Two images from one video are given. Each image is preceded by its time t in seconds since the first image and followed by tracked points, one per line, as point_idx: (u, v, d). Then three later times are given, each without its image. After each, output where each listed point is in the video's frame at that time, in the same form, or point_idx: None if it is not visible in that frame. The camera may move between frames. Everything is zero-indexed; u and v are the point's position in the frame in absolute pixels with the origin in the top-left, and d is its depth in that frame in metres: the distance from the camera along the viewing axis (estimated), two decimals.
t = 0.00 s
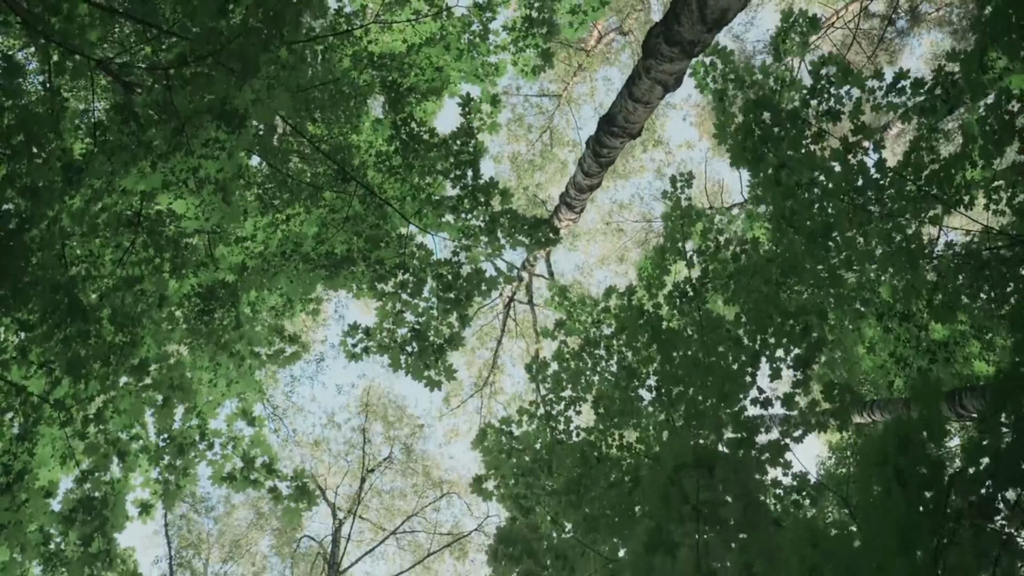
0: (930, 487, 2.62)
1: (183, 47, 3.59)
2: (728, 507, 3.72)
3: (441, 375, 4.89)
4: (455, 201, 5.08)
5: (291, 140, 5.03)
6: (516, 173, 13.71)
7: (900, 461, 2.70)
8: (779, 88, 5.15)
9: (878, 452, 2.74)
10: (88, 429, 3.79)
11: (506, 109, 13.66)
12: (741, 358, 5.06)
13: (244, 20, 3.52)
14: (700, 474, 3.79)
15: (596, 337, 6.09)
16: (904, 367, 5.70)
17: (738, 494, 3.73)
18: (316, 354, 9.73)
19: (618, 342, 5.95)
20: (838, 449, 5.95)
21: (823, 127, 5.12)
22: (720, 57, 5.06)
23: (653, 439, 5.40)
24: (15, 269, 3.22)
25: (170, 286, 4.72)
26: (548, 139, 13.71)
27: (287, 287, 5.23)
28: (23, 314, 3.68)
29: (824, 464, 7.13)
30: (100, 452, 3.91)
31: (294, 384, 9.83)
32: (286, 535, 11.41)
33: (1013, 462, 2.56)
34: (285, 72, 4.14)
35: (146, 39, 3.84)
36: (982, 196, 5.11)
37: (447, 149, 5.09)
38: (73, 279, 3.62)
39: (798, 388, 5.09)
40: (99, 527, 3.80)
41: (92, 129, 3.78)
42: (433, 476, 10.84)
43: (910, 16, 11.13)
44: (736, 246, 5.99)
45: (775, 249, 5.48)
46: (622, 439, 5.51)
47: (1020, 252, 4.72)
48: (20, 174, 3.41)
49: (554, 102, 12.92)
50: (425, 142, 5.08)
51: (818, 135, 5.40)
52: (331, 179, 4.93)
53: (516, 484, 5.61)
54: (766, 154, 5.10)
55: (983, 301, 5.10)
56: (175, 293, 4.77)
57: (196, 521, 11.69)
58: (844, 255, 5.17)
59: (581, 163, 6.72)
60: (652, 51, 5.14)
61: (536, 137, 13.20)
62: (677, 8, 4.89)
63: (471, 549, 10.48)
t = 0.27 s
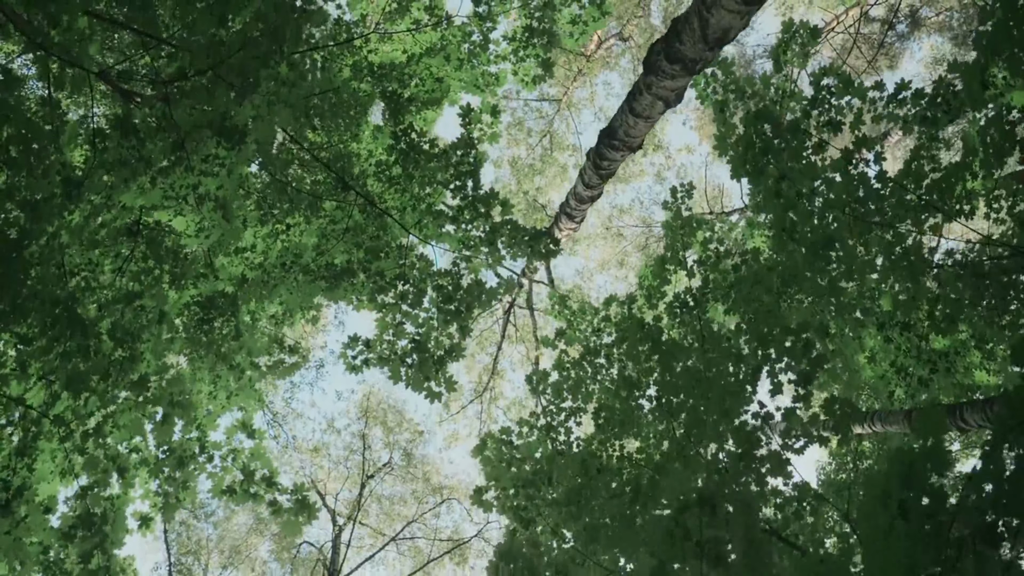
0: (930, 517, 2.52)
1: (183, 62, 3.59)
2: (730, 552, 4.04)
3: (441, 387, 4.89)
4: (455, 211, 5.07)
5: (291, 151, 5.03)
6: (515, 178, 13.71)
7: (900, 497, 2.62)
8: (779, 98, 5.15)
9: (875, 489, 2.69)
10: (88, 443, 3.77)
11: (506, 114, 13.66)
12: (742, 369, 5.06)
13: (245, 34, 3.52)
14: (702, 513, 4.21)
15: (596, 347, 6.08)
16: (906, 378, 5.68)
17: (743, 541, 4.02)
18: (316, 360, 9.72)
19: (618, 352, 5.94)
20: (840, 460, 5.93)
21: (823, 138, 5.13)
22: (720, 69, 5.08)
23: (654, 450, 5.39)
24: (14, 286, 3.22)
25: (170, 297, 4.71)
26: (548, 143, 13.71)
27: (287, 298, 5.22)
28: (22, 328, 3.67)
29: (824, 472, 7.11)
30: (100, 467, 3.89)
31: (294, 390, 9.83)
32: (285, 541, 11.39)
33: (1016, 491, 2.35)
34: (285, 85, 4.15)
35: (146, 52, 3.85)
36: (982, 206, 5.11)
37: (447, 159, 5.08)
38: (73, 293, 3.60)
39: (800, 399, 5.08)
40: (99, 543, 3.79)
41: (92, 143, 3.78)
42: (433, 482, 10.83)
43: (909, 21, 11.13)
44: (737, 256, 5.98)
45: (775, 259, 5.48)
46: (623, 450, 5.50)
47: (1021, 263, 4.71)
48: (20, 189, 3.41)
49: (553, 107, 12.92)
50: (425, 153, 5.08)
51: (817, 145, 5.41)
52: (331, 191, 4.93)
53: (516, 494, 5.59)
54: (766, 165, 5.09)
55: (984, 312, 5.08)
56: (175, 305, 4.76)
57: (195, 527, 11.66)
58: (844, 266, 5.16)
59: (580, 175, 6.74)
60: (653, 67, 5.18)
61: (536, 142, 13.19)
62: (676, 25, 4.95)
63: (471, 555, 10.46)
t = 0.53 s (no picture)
0: (935, 549, 2.23)
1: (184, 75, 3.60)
2: None
3: (440, 397, 4.87)
4: (455, 221, 5.06)
5: (291, 161, 5.03)
6: (515, 182, 13.70)
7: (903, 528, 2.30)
8: (780, 108, 5.15)
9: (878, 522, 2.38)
10: (87, 458, 3.77)
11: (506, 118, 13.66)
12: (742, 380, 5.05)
13: (246, 47, 3.52)
14: (704, 549, 4.04)
15: (596, 355, 6.06)
16: (907, 388, 5.66)
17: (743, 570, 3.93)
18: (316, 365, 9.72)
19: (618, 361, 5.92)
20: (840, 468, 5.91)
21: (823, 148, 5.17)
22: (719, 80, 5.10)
23: (654, 460, 5.37)
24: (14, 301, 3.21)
25: (169, 308, 4.70)
26: (548, 147, 13.70)
27: (287, 309, 5.22)
28: (21, 342, 3.66)
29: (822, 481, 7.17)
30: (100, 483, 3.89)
31: (294, 396, 9.82)
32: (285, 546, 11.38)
33: None
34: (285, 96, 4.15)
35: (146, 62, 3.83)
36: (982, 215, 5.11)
37: (447, 168, 5.08)
38: (73, 307, 3.60)
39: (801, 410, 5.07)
40: (98, 557, 3.78)
41: (91, 154, 3.77)
42: (433, 487, 10.81)
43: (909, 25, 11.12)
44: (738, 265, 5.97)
45: (776, 269, 5.47)
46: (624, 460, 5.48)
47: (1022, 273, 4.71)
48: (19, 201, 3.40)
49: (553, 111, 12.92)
50: (425, 162, 5.07)
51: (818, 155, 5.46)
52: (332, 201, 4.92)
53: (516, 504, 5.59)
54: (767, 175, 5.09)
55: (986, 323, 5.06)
56: (174, 315, 4.75)
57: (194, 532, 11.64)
58: (845, 276, 5.15)
59: (581, 187, 6.75)
60: (654, 83, 5.21)
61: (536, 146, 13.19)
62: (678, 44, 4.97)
63: (471, 561, 10.44)
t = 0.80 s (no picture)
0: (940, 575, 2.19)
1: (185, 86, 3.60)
2: None
3: (440, 406, 4.86)
4: (455, 229, 5.06)
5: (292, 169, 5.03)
6: (515, 184, 13.70)
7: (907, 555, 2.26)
8: (780, 117, 5.15)
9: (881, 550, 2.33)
10: (86, 470, 3.76)
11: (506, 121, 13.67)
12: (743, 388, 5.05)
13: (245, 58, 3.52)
14: None
15: (596, 363, 6.06)
16: (908, 396, 5.65)
17: None
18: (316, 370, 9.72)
19: (619, 368, 5.92)
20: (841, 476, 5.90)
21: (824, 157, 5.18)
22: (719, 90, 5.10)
23: (654, 468, 5.37)
24: (12, 314, 3.20)
25: (169, 317, 4.70)
26: (548, 150, 13.71)
27: (288, 318, 5.22)
28: (20, 354, 3.66)
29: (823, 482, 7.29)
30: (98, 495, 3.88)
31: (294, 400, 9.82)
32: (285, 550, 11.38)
33: None
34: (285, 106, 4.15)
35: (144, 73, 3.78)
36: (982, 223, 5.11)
37: (447, 177, 5.08)
38: (72, 319, 3.60)
39: (801, 418, 5.07)
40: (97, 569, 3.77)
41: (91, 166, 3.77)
42: (433, 491, 10.81)
43: (909, 29, 11.12)
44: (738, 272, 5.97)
45: (776, 277, 5.47)
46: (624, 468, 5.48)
47: (1022, 282, 4.70)
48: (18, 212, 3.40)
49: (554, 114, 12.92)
50: (426, 170, 5.07)
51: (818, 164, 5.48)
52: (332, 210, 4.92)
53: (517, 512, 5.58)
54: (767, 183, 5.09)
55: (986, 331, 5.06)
56: (174, 324, 4.76)
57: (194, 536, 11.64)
58: (845, 284, 5.15)
59: (581, 197, 6.76)
60: (655, 95, 5.21)
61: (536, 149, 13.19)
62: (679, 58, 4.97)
63: (470, 565, 10.44)
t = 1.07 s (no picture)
0: None
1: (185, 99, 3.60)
2: None
3: (440, 416, 4.86)
4: (455, 239, 5.05)
5: (293, 180, 5.02)
6: (515, 186, 13.78)
7: None
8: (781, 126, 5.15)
9: None
10: (86, 483, 3.76)
11: (506, 124, 13.66)
12: (743, 399, 5.04)
13: (245, 71, 3.51)
14: None
15: (596, 371, 6.06)
16: (909, 406, 5.64)
17: None
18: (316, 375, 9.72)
19: (619, 377, 5.92)
20: (841, 485, 5.90)
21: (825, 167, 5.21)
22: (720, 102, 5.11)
23: (654, 477, 5.37)
24: (10, 328, 3.20)
25: (168, 328, 4.69)
26: (548, 153, 13.71)
27: (287, 328, 5.21)
28: (19, 366, 3.67)
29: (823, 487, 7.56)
30: (98, 507, 3.89)
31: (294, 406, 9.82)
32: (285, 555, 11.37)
33: None
34: (285, 117, 4.15)
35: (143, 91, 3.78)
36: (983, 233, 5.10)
37: (447, 186, 5.07)
38: (71, 334, 3.58)
39: (801, 428, 5.07)
40: None
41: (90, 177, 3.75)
42: (432, 496, 10.80)
43: (908, 33, 11.11)
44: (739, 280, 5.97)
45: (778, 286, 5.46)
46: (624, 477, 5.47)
47: None
48: (18, 225, 3.41)
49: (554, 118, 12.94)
50: (426, 180, 5.06)
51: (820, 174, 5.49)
52: (332, 219, 4.93)
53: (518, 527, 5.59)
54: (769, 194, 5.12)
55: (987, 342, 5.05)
56: (174, 335, 4.75)
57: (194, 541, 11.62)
58: (846, 294, 5.14)
59: (581, 207, 6.77)
60: (656, 111, 5.20)
61: (536, 153, 13.20)
62: (680, 73, 4.97)
63: (470, 570, 10.42)
